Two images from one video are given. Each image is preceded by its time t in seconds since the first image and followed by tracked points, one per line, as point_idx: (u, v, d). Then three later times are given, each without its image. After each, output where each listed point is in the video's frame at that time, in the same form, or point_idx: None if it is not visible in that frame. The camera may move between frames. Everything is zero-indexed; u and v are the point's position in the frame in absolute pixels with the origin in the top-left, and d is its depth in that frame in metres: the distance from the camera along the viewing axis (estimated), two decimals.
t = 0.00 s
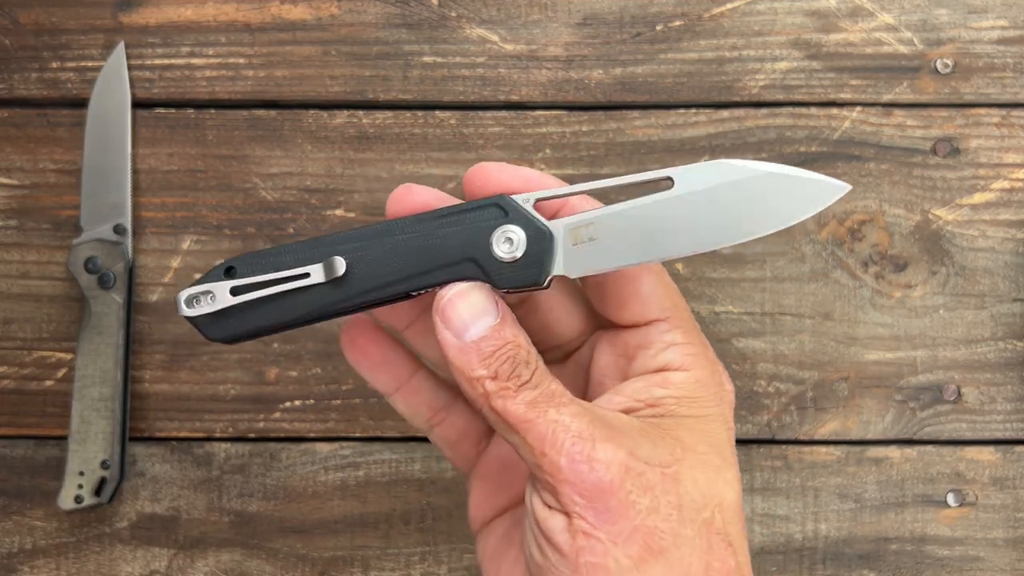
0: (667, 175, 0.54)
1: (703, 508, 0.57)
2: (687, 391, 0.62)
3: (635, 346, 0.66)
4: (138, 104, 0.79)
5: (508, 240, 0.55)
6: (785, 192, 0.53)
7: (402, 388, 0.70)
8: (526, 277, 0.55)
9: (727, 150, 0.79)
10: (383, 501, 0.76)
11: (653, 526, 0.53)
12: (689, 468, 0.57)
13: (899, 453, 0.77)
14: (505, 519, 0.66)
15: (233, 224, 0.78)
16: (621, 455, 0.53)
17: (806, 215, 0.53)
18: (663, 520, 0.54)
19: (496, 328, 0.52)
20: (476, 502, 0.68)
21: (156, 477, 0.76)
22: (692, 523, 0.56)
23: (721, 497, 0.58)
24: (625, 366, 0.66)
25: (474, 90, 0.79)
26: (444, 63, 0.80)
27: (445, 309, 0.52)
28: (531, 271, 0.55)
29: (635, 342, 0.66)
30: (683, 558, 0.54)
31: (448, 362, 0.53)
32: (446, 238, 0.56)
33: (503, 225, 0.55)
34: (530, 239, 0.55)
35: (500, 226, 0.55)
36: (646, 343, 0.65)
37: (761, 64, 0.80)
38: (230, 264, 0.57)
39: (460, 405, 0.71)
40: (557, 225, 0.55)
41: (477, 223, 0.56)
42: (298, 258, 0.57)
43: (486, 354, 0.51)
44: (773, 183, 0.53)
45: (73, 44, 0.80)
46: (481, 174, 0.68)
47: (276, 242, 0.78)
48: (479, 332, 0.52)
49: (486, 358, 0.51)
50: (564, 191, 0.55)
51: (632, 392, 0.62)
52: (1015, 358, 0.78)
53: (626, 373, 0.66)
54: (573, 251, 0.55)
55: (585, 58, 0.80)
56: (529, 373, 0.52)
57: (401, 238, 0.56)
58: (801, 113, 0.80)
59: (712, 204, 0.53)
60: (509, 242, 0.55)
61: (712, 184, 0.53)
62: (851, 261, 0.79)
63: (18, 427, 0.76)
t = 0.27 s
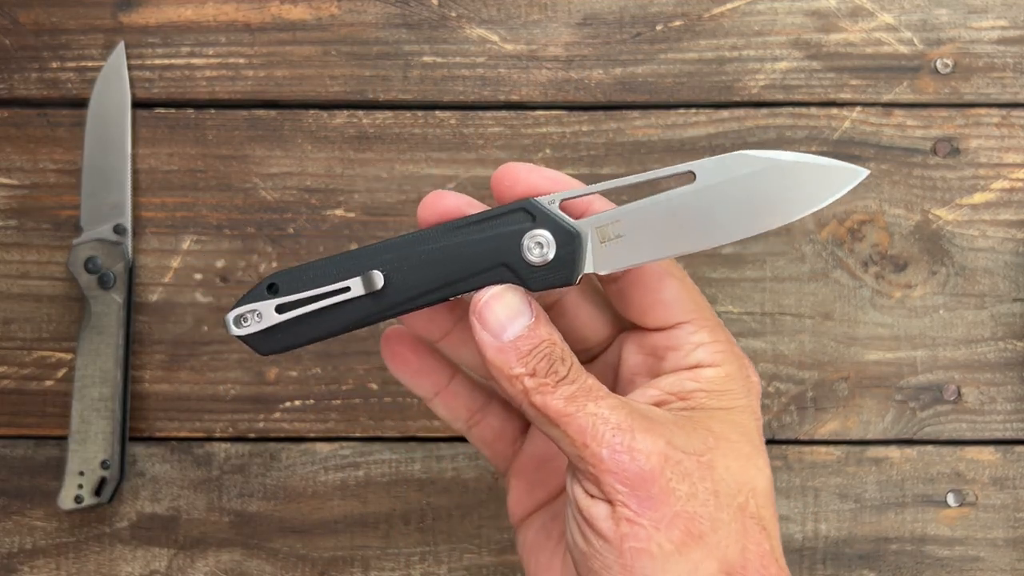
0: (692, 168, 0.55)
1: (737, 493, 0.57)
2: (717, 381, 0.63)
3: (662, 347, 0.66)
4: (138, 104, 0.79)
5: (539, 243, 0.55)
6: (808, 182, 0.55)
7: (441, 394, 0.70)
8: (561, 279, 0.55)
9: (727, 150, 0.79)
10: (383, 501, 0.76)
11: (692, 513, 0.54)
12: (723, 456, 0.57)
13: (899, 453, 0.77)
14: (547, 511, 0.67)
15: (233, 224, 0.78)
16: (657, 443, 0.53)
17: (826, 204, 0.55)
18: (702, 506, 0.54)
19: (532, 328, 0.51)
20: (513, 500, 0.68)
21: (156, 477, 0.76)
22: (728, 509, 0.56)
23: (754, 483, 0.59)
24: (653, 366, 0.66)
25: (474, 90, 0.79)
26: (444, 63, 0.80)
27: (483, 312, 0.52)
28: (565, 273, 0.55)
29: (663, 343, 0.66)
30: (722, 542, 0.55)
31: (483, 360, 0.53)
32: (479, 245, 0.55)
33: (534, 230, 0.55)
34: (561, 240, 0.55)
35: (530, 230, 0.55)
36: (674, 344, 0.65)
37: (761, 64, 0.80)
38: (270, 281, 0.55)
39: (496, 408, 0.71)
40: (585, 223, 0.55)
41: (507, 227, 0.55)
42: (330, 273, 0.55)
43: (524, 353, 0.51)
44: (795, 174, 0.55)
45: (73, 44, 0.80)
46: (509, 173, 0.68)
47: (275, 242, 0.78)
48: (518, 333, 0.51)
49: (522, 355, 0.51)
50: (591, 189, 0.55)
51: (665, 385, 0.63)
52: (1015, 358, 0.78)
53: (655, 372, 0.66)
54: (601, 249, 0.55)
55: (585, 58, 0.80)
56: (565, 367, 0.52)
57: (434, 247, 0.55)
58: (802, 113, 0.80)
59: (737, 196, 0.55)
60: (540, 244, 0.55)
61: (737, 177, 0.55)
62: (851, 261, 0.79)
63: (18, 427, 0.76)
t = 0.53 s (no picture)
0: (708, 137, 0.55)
1: (771, 478, 0.57)
2: (738, 368, 0.63)
3: (678, 337, 0.65)
4: (138, 104, 0.79)
5: (556, 228, 0.55)
6: (826, 145, 0.55)
7: (445, 394, 0.70)
8: (580, 262, 0.56)
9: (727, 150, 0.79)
10: (383, 501, 0.76)
11: (730, 502, 0.53)
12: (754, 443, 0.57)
13: (899, 453, 0.77)
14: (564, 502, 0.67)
15: (233, 224, 0.78)
16: (691, 432, 0.53)
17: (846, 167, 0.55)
18: (739, 494, 0.54)
19: (551, 317, 0.51)
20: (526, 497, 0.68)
21: (156, 477, 0.76)
22: (764, 495, 0.56)
23: (785, 468, 0.59)
24: (670, 356, 0.66)
25: (474, 90, 0.79)
26: (444, 63, 0.80)
27: (501, 302, 0.52)
28: (583, 257, 0.55)
29: (676, 333, 0.66)
30: (760, 530, 0.54)
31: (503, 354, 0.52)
32: (494, 234, 0.55)
33: (549, 215, 0.55)
34: (577, 224, 0.55)
35: (545, 216, 0.55)
36: (691, 333, 0.65)
37: (761, 64, 0.80)
38: (271, 289, 0.55)
39: (503, 406, 0.72)
40: (601, 203, 0.55)
41: (521, 214, 0.55)
42: (335, 275, 0.55)
43: (545, 344, 0.51)
44: (813, 137, 0.55)
45: (73, 44, 0.80)
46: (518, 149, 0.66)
47: (275, 242, 0.78)
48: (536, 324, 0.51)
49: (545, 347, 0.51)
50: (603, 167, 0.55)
51: (686, 371, 0.63)
52: (1015, 358, 0.78)
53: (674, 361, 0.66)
54: (619, 228, 0.55)
55: (585, 58, 0.80)
56: (589, 357, 0.52)
57: (448, 239, 0.55)
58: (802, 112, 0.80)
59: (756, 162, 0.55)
60: (557, 229, 0.55)
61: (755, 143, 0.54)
62: (851, 261, 0.79)
63: (18, 427, 0.76)
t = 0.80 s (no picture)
0: (714, 120, 0.54)
1: (779, 465, 0.57)
2: (738, 351, 0.63)
3: (678, 321, 0.65)
4: (137, 104, 0.79)
5: (552, 212, 0.54)
6: (832, 132, 0.55)
7: (429, 388, 0.70)
8: (576, 249, 0.55)
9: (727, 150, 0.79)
10: (383, 501, 0.76)
11: (743, 495, 0.53)
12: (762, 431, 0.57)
13: (899, 453, 0.77)
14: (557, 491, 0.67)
15: (233, 225, 0.78)
16: (700, 422, 0.52)
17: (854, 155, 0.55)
18: (751, 486, 0.54)
19: (547, 305, 0.50)
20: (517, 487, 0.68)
21: (156, 477, 0.76)
22: (773, 484, 0.56)
23: (791, 454, 0.59)
24: (667, 341, 0.66)
25: (474, 90, 0.79)
26: (444, 63, 0.80)
27: (495, 292, 0.50)
28: (580, 244, 0.54)
29: (676, 318, 0.66)
30: (773, 520, 0.54)
31: (497, 345, 0.51)
32: (489, 216, 0.54)
33: (547, 197, 0.54)
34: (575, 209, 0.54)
35: (542, 198, 0.54)
36: (692, 317, 0.65)
37: (761, 64, 0.80)
38: (241, 273, 0.53)
39: (488, 397, 0.71)
40: (602, 186, 0.54)
41: (518, 195, 0.54)
42: (317, 258, 0.53)
43: (542, 334, 0.50)
44: (820, 124, 0.55)
45: (73, 45, 0.80)
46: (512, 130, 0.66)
47: (275, 242, 0.78)
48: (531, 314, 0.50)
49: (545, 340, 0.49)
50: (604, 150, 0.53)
51: (690, 355, 0.63)
52: (1015, 358, 0.78)
53: (673, 346, 0.66)
54: (620, 213, 0.54)
55: (585, 58, 0.80)
56: (590, 347, 0.51)
57: (440, 222, 0.54)
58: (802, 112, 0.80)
59: (763, 148, 0.54)
60: (553, 213, 0.54)
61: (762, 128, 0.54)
62: (851, 261, 0.79)
63: (18, 427, 0.76)
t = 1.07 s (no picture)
0: (709, 120, 0.53)
1: (780, 492, 0.57)
2: (736, 371, 0.63)
3: (677, 339, 0.65)
4: (137, 103, 0.79)
5: (542, 220, 0.51)
6: (836, 126, 0.53)
7: (412, 410, 0.70)
8: (567, 258, 0.51)
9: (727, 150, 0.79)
10: (383, 502, 0.76)
11: (744, 528, 0.53)
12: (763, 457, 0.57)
13: (900, 453, 0.77)
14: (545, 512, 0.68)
15: (232, 224, 0.78)
16: (700, 453, 0.52)
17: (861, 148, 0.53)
18: (753, 518, 0.54)
19: (538, 328, 0.48)
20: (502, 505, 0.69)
21: (156, 477, 0.76)
22: (775, 512, 0.56)
23: (793, 480, 0.59)
24: (666, 358, 0.67)
25: (474, 90, 0.79)
26: (444, 63, 0.79)
27: (482, 318, 0.47)
28: (571, 252, 0.51)
29: (673, 338, 0.66)
30: (774, 551, 0.55)
31: (485, 371, 0.49)
32: (472, 227, 0.51)
33: (533, 204, 0.51)
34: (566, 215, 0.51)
35: (528, 205, 0.51)
36: (692, 334, 0.65)
37: (762, 64, 0.80)
38: (204, 307, 0.49)
39: (472, 416, 0.72)
40: (594, 196, 0.51)
41: (502, 204, 0.51)
42: (283, 284, 0.50)
43: (533, 361, 0.48)
44: (822, 116, 0.53)
45: (73, 44, 0.80)
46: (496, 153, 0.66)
47: (275, 242, 0.78)
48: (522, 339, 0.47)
49: (538, 368, 0.48)
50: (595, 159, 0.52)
51: (688, 372, 0.63)
52: (1016, 358, 0.77)
53: (671, 363, 0.66)
54: (617, 223, 0.51)
55: (585, 58, 0.80)
56: (584, 372, 0.49)
57: (419, 237, 0.51)
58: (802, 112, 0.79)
59: (765, 144, 0.52)
60: (544, 221, 0.51)
61: (762, 124, 0.52)
62: (851, 261, 0.78)
63: (18, 427, 0.76)
